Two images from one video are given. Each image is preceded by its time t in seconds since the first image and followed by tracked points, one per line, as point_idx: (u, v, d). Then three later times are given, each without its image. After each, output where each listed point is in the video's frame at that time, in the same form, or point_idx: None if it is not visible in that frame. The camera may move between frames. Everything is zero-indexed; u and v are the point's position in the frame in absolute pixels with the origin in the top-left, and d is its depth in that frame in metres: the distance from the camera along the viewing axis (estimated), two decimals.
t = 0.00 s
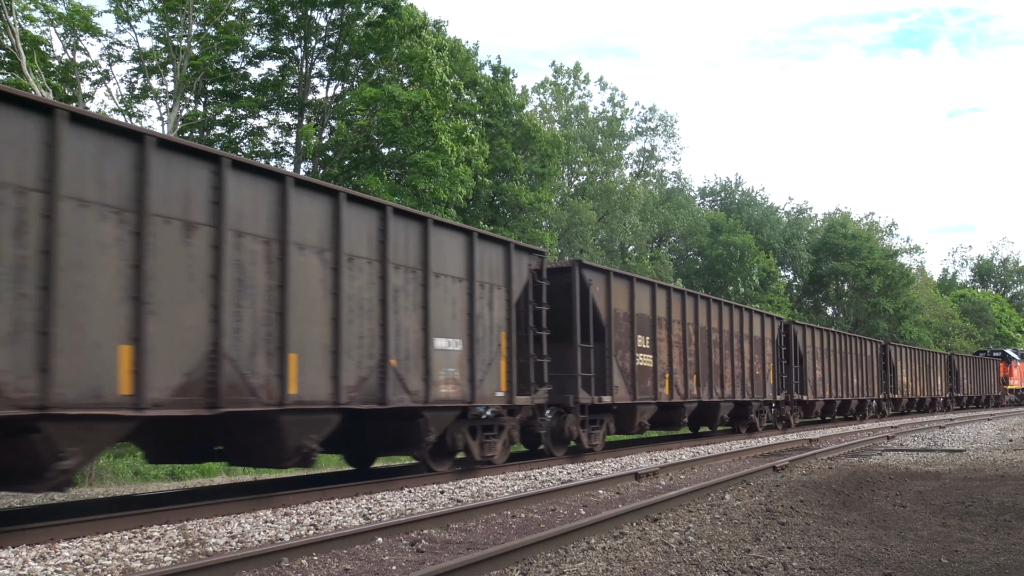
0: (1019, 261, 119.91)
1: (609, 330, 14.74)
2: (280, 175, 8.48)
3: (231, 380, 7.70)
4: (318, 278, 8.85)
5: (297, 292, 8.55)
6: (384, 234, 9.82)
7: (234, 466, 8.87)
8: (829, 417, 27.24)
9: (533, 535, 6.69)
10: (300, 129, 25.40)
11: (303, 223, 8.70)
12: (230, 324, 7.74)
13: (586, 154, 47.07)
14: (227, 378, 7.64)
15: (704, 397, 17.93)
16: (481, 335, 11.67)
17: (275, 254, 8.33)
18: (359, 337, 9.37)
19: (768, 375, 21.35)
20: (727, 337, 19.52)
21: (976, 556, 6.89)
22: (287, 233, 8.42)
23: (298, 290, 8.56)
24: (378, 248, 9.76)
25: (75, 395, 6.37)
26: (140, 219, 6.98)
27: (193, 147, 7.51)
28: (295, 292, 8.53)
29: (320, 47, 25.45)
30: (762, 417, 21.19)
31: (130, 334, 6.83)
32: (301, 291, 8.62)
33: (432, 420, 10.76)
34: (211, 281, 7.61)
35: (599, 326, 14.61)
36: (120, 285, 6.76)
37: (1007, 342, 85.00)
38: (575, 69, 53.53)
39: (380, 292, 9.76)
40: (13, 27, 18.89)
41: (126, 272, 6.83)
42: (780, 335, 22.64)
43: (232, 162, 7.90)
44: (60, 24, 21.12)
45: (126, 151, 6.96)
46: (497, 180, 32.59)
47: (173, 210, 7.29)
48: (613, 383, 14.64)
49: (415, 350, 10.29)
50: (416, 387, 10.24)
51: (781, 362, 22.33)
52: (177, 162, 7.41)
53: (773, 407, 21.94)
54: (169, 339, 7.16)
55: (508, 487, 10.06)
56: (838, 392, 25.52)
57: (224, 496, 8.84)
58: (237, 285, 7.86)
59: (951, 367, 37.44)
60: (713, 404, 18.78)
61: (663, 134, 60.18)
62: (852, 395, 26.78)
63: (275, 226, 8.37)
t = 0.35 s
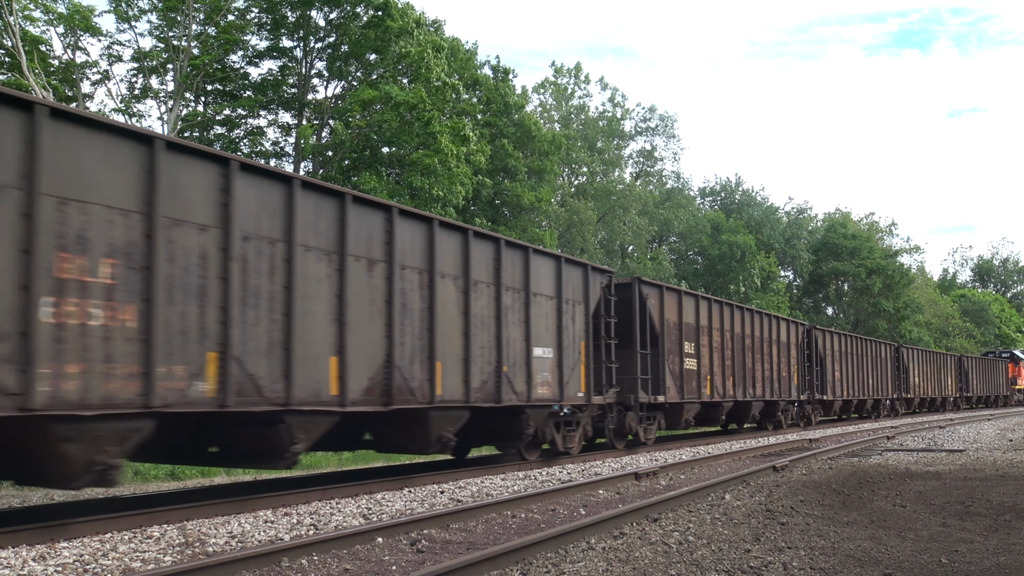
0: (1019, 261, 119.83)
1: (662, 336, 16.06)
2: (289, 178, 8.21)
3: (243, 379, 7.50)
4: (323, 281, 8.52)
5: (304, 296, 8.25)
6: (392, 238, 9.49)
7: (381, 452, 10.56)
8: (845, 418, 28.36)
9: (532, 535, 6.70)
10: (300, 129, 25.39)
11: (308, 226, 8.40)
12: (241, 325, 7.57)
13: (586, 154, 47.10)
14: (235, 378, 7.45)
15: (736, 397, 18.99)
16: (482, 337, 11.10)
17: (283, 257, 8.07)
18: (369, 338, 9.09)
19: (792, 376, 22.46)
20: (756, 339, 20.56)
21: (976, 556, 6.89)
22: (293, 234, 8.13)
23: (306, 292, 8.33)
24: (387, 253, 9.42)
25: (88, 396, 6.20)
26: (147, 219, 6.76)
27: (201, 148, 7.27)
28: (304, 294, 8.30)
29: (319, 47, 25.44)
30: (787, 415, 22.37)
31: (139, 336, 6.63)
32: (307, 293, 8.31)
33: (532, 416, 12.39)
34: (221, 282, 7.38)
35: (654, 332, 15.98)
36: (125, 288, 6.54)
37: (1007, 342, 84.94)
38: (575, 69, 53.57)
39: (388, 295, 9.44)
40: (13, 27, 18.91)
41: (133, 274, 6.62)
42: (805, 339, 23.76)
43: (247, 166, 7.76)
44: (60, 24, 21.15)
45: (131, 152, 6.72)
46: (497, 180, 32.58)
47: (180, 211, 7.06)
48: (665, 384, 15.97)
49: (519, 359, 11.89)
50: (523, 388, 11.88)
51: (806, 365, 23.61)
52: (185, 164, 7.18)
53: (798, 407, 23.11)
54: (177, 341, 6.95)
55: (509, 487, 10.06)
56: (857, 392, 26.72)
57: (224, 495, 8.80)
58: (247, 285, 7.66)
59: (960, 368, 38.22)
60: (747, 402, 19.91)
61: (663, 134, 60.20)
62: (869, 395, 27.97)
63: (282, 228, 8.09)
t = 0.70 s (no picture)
0: (1019, 261, 119.79)
1: (705, 342, 17.75)
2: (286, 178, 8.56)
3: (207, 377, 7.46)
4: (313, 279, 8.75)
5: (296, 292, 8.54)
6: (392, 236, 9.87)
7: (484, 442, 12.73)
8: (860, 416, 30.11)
9: (533, 535, 6.70)
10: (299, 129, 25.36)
11: (301, 224, 8.68)
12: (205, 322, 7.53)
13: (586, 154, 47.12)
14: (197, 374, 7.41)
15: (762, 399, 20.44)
16: (482, 338, 11.40)
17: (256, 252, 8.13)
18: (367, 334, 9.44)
19: (813, 377, 23.94)
20: (779, 344, 21.94)
21: (976, 556, 6.89)
22: (281, 233, 8.36)
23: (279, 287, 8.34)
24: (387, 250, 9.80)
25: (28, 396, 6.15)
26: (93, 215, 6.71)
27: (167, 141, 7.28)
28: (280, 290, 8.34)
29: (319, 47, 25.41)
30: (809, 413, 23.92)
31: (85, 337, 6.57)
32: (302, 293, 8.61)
33: (604, 413, 14.41)
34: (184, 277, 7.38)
35: (697, 338, 17.65)
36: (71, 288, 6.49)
37: (1006, 342, 84.93)
38: (575, 69, 53.57)
39: (390, 294, 9.85)
40: (13, 27, 18.88)
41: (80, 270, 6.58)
42: (824, 344, 25.20)
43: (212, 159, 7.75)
44: (60, 24, 21.13)
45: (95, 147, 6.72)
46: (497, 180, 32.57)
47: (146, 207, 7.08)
48: (707, 384, 17.64)
49: (594, 363, 13.94)
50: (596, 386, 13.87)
51: (828, 366, 25.23)
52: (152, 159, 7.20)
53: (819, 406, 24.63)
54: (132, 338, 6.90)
55: (508, 487, 10.07)
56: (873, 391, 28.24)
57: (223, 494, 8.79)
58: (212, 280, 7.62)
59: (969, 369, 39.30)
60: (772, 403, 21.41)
61: (663, 134, 60.18)
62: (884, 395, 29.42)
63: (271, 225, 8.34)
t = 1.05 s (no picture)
0: (1019, 261, 119.74)
1: (739, 347, 19.58)
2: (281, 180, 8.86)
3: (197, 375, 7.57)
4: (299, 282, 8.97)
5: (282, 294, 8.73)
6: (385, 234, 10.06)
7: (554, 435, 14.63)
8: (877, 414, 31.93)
9: (533, 535, 6.69)
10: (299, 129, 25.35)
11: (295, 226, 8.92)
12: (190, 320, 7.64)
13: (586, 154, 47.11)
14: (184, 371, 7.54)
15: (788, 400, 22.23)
16: (482, 335, 11.72)
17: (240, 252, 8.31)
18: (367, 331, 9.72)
19: (832, 378, 25.67)
20: (801, 348, 23.59)
21: (976, 556, 6.89)
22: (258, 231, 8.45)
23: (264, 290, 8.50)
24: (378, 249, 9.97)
25: (39, 396, 6.18)
26: (95, 214, 6.78)
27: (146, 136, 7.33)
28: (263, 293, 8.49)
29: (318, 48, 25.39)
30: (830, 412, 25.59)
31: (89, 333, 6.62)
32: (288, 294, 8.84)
33: (657, 411, 16.41)
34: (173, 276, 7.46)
35: (732, 344, 19.46)
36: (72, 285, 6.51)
37: (1006, 342, 84.91)
38: (575, 69, 53.59)
39: (426, 300, 10.77)
40: (13, 27, 18.87)
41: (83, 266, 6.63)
42: (841, 347, 26.87)
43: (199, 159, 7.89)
44: (60, 24, 21.13)
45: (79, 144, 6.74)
46: (497, 180, 32.56)
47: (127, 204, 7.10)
48: (742, 386, 19.51)
49: (649, 367, 15.97)
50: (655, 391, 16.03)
51: (848, 369, 26.98)
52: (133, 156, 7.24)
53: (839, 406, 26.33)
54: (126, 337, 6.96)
55: (508, 487, 10.07)
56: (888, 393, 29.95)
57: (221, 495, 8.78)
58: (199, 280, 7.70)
59: (978, 369, 40.70)
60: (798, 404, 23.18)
61: (663, 134, 60.18)
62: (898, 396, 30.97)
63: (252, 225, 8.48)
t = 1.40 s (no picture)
0: (1019, 261, 119.70)
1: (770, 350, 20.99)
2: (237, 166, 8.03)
3: (249, 379, 7.93)
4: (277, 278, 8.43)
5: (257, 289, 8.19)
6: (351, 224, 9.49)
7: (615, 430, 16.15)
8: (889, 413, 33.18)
9: (533, 535, 6.70)
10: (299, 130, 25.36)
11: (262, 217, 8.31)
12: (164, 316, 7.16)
13: (586, 154, 47.15)
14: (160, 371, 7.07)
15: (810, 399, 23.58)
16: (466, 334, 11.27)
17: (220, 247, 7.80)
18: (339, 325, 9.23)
19: (850, 379, 26.96)
20: (821, 350, 24.87)
21: (976, 556, 6.89)
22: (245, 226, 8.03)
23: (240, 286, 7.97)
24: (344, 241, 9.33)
25: (283, 396, 8.42)
26: (59, 206, 6.32)
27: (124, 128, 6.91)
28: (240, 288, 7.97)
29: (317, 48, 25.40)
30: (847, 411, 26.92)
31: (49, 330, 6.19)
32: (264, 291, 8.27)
33: (701, 409, 17.84)
34: (143, 278, 6.99)
35: (764, 348, 20.89)
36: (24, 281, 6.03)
37: (1006, 342, 84.92)
38: (575, 69, 53.64)
39: (526, 315, 12.48)
40: (14, 27, 18.87)
41: (41, 265, 6.16)
42: (858, 349, 28.20)
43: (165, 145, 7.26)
44: (60, 24, 21.14)
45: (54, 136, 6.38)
46: (496, 180, 32.60)
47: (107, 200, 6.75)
48: (771, 387, 21.01)
49: (695, 369, 17.38)
50: (701, 391, 17.47)
51: (864, 370, 28.34)
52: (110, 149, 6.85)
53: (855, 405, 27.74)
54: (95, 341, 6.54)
55: (508, 487, 10.06)
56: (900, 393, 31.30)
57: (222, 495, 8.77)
58: (171, 278, 7.24)
59: (980, 370, 41.10)
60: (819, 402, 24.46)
61: (663, 135, 60.21)
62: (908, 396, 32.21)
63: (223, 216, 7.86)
